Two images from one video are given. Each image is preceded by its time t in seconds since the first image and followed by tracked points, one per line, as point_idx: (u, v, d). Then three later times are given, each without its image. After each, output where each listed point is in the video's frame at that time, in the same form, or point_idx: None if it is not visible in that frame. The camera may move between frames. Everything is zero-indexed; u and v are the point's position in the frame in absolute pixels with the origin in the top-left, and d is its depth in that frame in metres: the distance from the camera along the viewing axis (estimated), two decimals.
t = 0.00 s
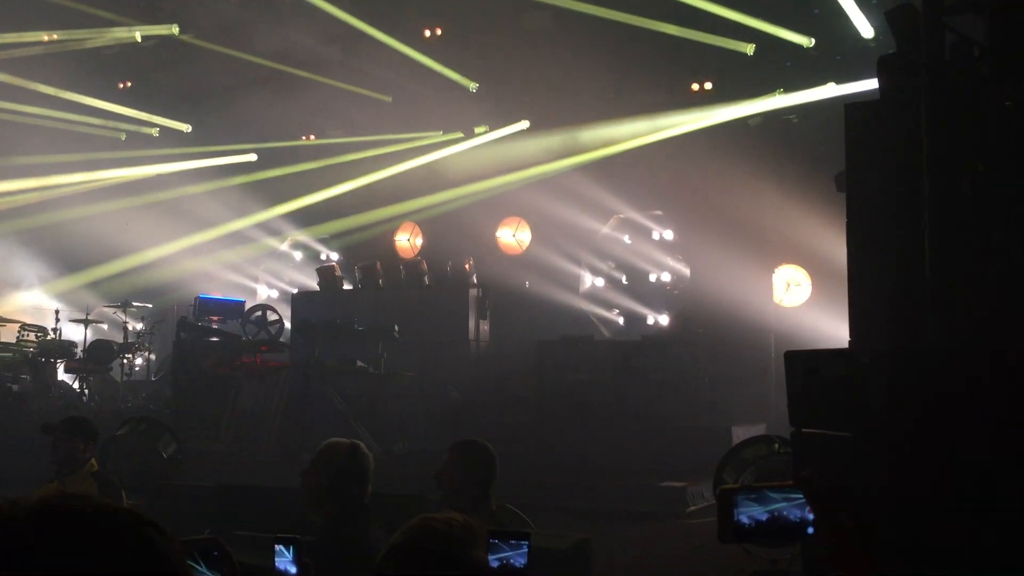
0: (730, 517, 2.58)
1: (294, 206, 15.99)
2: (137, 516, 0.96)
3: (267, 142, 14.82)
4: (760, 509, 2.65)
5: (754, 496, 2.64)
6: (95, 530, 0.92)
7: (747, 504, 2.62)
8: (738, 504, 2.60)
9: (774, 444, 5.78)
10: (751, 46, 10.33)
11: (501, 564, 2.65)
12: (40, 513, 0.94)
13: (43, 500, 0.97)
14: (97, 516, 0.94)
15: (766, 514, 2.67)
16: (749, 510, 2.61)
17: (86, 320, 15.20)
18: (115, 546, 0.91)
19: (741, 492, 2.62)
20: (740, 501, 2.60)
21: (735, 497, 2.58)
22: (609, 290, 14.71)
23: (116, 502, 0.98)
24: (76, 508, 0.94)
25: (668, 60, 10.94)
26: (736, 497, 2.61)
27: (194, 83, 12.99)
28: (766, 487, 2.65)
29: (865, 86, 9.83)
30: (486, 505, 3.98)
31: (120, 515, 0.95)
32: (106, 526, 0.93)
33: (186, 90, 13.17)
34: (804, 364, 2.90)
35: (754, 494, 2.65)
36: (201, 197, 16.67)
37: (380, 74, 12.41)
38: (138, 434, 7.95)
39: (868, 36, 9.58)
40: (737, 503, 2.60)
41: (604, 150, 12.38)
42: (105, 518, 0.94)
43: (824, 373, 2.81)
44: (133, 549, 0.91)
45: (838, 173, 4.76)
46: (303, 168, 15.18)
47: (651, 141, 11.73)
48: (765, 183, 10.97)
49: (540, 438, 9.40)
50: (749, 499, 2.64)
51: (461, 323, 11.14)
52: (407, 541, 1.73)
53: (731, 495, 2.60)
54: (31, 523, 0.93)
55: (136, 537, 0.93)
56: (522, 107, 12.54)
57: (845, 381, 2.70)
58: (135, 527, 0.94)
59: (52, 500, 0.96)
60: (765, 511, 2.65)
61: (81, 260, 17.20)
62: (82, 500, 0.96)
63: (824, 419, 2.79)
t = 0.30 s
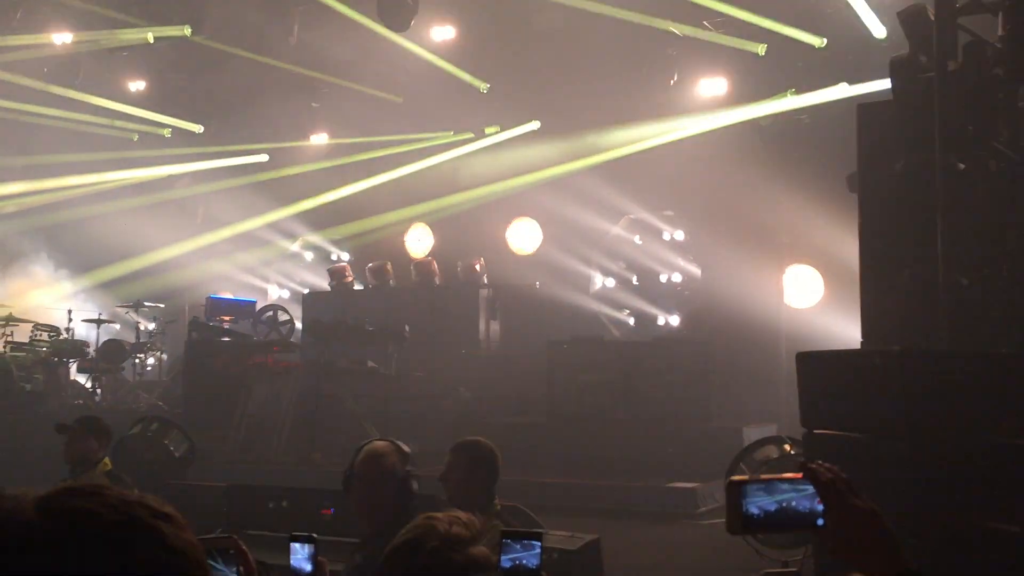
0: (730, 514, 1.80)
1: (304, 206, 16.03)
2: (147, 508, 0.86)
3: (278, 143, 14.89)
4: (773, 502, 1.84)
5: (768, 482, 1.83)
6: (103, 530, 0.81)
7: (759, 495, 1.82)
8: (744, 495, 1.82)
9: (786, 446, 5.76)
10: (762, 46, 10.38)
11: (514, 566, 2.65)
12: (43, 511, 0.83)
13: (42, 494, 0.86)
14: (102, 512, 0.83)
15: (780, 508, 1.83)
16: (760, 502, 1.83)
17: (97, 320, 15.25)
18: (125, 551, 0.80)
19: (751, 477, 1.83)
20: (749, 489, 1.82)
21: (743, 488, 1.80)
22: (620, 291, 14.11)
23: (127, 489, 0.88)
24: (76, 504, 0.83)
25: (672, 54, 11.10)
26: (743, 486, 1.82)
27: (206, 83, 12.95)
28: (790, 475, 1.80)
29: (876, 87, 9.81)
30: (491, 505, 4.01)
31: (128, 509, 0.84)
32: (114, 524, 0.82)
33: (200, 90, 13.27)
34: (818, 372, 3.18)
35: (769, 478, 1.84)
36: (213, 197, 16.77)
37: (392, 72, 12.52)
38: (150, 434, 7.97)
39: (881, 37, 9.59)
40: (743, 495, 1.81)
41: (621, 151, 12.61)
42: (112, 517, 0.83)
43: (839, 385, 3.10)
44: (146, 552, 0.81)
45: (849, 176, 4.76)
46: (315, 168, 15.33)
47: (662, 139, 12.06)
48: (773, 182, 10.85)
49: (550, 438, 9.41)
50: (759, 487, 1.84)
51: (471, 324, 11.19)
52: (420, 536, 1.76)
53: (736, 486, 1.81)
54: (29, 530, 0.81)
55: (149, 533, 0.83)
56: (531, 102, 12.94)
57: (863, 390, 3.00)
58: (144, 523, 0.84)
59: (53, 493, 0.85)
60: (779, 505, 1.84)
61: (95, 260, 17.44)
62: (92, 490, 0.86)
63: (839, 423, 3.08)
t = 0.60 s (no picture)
0: (744, 498, 1.80)
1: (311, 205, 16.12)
2: (157, 490, 0.90)
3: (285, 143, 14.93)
4: (786, 487, 1.84)
5: (782, 467, 1.83)
6: (115, 518, 0.85)
7: (772, 481, 1.82)
8: (757, 480, 1.81)
9: (792, 445, 5.75)
10: (768, 45, 10.37)
11: (520, 563, 2.65)
12: (58, 498, 0.87)
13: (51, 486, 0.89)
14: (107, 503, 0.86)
15: (789, 492, 1.84)
16: (772, 488, 1.83)
17: (105, 320, 15.30)
18: (137, 532, 0.84)
19: (765, 461, 1.83)
20: (764, 475, 1.81)
21: (757, 470, 1.79)
22: (627, 291, 12.75)
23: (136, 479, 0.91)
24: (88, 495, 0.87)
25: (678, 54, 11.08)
26: (758, 469, 1.82)
27: (213, 82, 12.97)
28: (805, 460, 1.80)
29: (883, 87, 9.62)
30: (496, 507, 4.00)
31: (135, 497, 0.87)
32: (124, 512, 0.86)
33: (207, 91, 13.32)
34: (830, 370, 3.33)
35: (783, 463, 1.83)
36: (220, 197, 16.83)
37: (399, 71, 12.53)
38: (158, 433, 7.98)
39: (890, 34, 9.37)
40: (758, 479, 1.81)
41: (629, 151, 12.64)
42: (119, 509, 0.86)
43: (847, 382, 3.26)
44: (160, 532, 0.85)
45: (856, 176, 4.76)
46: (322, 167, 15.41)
47: (670, 139, 12.05)
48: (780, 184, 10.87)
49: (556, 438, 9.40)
50: (772, 472, 1.84)
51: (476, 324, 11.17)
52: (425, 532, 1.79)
53: (751, 468, 1.81)
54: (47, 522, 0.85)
55: (157, 514, 0.87)
56: (536, 99, 12.99)
57: (871, 387, 3.16)
58: (154, 504, 0.88)
59: (64, 482, 0.89)
60: (792, 491, 1.84)
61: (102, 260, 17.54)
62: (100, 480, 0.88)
63: (848, 419, 3.25)
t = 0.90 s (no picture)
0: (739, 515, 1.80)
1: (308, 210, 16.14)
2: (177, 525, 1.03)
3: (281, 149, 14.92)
4: (780, 509, 1.84)
5: (777, 488, 1.83)
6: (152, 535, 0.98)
7: (766, 501, 1.82)
8: (753, 500, 1.81)
9: (788, 452, 5.75)
10: (764, 52, 10.26)
11: (513, 573, 2.65)
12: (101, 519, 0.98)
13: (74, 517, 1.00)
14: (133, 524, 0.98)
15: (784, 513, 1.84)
16: (768, 507, 1.82)
17: (100, 325, 15.26)
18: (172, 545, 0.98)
19: (761, 478, 1.82)
20: (759, 493, 1.81)
21: (752, 486, 1.79)
22: (622, 296, 12.90)
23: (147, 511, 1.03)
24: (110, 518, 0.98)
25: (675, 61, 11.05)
26: (754, 487, 1.81)
27: (208, 88, 12.95)
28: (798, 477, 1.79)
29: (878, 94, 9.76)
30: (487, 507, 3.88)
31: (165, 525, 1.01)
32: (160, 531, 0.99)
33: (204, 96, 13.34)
34: (823, 378, 3.33)
35: (780, 481, 1.82)
36: (216, 202, 16.79)
37: (395, 77, 12.53)
38: (152, 439, 7.95)
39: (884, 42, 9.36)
40: (753, 498, 1.81)
41: (625, 159, 12.73)
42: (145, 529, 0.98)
43: (840, 393, 3.28)
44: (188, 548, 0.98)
45: (851, 183, 4.78)
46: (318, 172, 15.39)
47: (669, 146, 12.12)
48: (777, 190, 10.94)
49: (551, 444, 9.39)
50: (767, 489, 1.83)
51: (473, 330, 11.16)
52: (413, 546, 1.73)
53: (747, 484, 1.80)
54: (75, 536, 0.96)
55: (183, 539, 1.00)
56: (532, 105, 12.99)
57: (864, 399, 3.17)
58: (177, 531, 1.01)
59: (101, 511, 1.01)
60: (786, 512, 1.83)
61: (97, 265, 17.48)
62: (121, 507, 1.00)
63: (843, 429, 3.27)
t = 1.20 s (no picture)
0: (720, 527, 1.78)
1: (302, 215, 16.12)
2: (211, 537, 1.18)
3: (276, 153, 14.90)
4: (762, 518, 1.83)
5: (758, 498, 1.82)
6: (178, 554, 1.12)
7: (747, 511, 1.80)
8: (733, 510, 1.79)
9: (782, 458, 5.74)
10: (759, 59, 10.32)
11: None
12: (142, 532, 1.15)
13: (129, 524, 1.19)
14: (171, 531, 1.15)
15: (764, 523, 1.83)
16: (749, 518, 1.81)
17: (92, 330, 15.18)
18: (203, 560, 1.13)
19: (742, 490, 1.80)
20: (740, 504, 1.79)
21: (733, 499, 1.77)
22: (617, 302, 12.58)
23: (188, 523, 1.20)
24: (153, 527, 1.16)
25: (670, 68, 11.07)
26: (735, 499, 1.80)
27: (203, 92, 12.92)
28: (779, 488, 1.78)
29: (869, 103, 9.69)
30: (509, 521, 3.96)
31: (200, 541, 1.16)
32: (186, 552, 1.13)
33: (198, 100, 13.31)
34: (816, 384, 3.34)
35: (760, 492, 1.81)
36: (211, 207, 16.75)
37: (390, 82, 12.55)
38: (143, 445, 7.91)
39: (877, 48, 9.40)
40: (735, 510, 1.79)
41: (622, 165, 12.81)
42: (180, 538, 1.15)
43: (829, 398, 3.28)
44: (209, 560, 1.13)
45: (843, 190, 4.79)
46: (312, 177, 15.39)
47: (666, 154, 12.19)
48: (772, 196, 10.92)
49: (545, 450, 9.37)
50: (748, 500, 1.81)
51: (467, 336, 11.14)
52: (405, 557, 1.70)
53: (727, 497, 1.79)
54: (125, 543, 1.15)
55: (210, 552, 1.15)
56: (527, 111, 13.02)
57: (855, 405, 3.17)
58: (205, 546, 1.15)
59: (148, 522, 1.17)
60: (768, 522, 1.82)
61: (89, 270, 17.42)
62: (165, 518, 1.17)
63: (834, 435, 3.26)
